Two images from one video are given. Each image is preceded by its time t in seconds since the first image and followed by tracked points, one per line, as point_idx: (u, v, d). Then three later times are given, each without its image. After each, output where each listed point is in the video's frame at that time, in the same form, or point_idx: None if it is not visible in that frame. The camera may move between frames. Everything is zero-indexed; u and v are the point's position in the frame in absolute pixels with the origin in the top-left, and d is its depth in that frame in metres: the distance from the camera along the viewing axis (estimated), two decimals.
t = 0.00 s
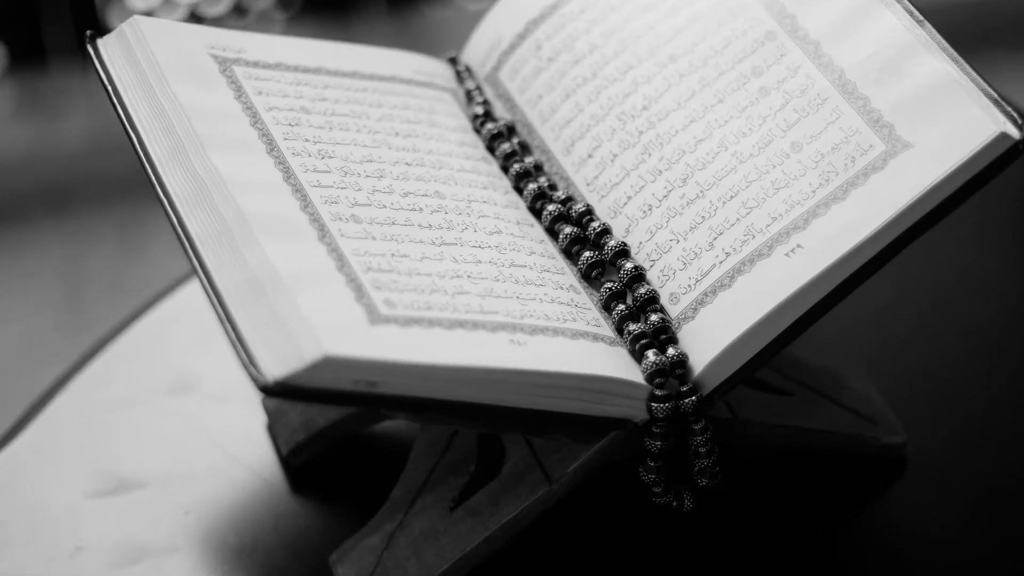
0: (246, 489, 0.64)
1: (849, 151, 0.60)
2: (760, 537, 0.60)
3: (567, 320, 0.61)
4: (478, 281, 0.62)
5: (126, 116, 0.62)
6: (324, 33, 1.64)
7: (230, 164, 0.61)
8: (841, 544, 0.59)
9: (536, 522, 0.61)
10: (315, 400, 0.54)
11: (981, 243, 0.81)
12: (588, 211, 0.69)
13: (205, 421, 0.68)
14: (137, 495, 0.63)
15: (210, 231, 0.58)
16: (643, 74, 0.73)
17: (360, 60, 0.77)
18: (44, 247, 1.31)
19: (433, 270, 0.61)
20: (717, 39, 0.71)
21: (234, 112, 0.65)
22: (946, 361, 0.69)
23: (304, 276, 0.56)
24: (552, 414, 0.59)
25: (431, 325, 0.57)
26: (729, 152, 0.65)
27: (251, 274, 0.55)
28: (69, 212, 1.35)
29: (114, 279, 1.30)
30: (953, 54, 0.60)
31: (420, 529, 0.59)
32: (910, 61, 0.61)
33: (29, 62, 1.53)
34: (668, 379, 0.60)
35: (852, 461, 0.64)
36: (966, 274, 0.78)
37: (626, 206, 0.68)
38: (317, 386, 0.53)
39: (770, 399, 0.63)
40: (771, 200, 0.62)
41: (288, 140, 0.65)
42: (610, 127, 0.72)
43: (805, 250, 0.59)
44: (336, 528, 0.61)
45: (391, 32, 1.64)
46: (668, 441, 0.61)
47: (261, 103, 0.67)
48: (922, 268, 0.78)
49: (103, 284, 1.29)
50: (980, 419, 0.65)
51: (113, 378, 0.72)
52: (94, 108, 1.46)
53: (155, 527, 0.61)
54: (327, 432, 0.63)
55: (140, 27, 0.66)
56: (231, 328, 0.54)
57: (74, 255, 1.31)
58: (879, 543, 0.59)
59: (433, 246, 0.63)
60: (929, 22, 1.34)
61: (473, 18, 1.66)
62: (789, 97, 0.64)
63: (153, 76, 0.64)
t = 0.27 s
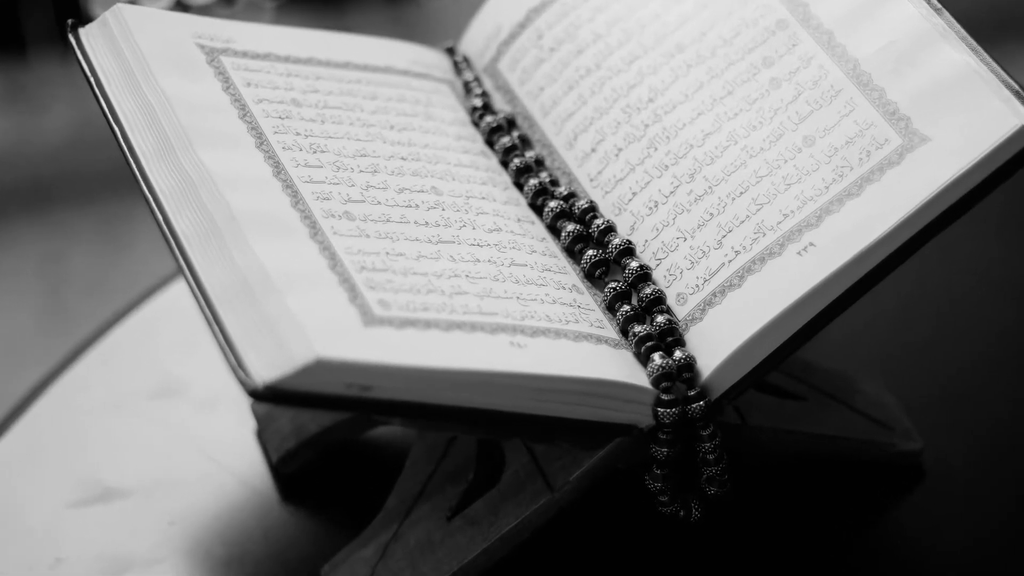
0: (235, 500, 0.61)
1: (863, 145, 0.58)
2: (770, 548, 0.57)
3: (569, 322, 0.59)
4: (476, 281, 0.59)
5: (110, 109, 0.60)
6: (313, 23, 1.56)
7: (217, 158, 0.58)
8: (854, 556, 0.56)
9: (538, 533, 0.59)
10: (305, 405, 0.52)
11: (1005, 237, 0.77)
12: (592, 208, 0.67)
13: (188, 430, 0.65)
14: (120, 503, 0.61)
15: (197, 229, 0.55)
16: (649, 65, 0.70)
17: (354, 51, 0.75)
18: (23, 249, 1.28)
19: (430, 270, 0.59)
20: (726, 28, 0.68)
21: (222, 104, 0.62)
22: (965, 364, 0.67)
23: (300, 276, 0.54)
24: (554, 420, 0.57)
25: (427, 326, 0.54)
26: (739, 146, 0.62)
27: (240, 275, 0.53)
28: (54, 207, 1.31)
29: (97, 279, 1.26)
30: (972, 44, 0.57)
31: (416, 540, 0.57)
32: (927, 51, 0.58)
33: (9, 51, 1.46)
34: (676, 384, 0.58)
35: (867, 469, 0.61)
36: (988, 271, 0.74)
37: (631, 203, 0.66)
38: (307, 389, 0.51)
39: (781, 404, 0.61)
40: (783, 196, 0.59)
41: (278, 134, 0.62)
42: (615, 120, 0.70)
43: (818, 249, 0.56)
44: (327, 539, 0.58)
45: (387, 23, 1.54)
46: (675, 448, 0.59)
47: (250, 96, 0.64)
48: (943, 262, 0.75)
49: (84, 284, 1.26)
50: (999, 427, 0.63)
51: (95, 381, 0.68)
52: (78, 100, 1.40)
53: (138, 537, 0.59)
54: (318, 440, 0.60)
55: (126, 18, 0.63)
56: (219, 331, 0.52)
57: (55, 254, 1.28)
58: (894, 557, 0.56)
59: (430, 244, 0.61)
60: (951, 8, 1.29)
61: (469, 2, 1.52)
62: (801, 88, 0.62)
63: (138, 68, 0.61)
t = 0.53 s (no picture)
0: (221, 509, 0.58)
1: (879, 139, 0.55)
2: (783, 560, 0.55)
3: (572, 324, 0.57)
4: (475, 280, 0.57)
5: (91, 100, 0.57)
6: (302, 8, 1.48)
7: (202, 152, 0.56)
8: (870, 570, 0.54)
9: (540, 547, 0.56)
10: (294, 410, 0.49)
11: None
12: (596, 204, 0.64)
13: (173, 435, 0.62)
14: (102, 513, 0.57)
15: (182, 226, 0.53)
16: (655, 55, 0.68)
17: (348, 41, 0.72)
18: None
19: (426, 269, 0.56)
20: (736, 16, 0.65)
21: (208, 96, 0.59)
22: (986, 367, 0.64)
23: (290, 274, 0.51)
24: (556, 427, 0.54)
25: (424, 328, 0.52)
26: (749, 139, 0.60)
27: (227, 274, 0.50)
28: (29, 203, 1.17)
29: (77, 279, 1.13)
30: (993, 33, 0.55)
31: (411, 552, 0.54)
32: (947, 41, 0.56)
33: None
34: (683, 388, 0.56)
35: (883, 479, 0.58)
36: (1012, 267, 0.71)
37: (636, 199, 0.63)
38: (298, 394, 0.48)
39: (794, 409, 0.58)
40: (795, 192, 0.56)
41: (268, 127, 0.60)
42: (619, 112, 0.67)
43: (832, 247, 0.54)
44: (318, 549, 0.55)
45: (378, 12, 1.46)
46: (683, 456, 0.56)
47: (238, 87, 0.61)
48: (964, 259, 0.72)
49: (63, 284, 1.12)
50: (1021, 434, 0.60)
51: (76, 384, 0.65)
52: (57, 90, 1.25)
53: (120, 549, 0.56)
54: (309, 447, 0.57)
55: (107, 5, 0.60)
56: (205, 333, 0.49)
57: (35, 253, 1.14)
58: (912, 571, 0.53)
59: (426, 242, 0.58)
60: None
61: None
62: (814, 79, 0.59)
63: (121, 57, 0.58)
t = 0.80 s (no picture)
0: (206, 520, 0.54)
1: (897, 132, 0.53)
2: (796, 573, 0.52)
3: (575, 326, 0.54)
4: (473, 280, 0.54)
5: (70, 92, 0.54)
6: None
7: (187, 146, 0.53)
8: None
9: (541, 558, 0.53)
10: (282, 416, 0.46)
11: None
12: (600, 200, 0.62)
13: (156, 440, 0.59)
14: (81, 525, 0.55)
15: (166, 224, 0.50)
16: (662, 43, 0.65)
17: (341, 28, 0.69)
18: None
19: (421, 268, 0.53)
20: (748, 3, 0.63)
21: (194, 87, 0.57)
22: (1008, 371, 0.61)
23: (278, 274, 0.49)
24: (558, 434, 0.52)
25: (419, 330, 0.49)
26: (761, 132, 0.57)
27: (213, 274, 0.48)
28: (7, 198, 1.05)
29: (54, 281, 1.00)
30: (1017, 20, 0.52)
31: (406, 565, 0.51)
32: (970, 30, 0.53)
33: None
34: (691, 393, 0.53)
35: (904, 489, 0.55)
36: None
37: (642, 194, 0.60)
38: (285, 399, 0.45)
39: (807, 416, 0.55)
40: (809, 187, 0.54)
41: (255, 119, 0.57)
42: (625, 104, 0.64)
43: (849, 245, 0.51)
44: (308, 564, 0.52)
45: None
46: (691, 464, 0.54)
47: (224, 77, 0.59)
48: (986, 257, 0.69)
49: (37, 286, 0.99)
50: None
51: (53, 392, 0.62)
52: (35, 80, 1.13)
53: (99, 563, 0.52)
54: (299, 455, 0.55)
55: None
56: (190, 336, 0.46)
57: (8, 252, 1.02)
58: None
59: (422, 240, 0.55)
60: None
61: None
62: (829, 69, 0.57)
63: (101, 47, 0.56)
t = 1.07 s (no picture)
0: (192, 532, 0.51)
1: (917, 124, 0.50)
2: None
3: (578, 327, 0.51)
4: (471, 280, 0.52)
5: (47, 81, 0.51)
6: None
7: (170, 138, 0.50)
8: None
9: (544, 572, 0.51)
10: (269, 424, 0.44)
11: None
12: (604, 196, 0.59)
13: (138, 447, 0.56)
14: (59, 537, 0.51)
15: (148, 221, 0.47)
16: (670, 31, 0.62)
17: (333, 16, 0.67)
18: None
19: (416, 267, 0.51)
20: None
21: (178, 78, 0.54)
22: None
23: (265, 272, 0.46)
24: (561, 442, 0.49)
25: (414, 332, 0.47)
26: (773, 124, 0.54)
27: (197, 271, 0.45)
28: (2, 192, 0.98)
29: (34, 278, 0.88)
30: None
31: None
32: (993, 15, 0.50)
33: None
34: (700, 398, 0.51)
35: (926, 499, 0.52)
36: None
37: (649, 189, 0.58)
38: (272, 405, 0.42)
39: (822, 422, 0.53)
40: (824, 182, 0.51)
41: (242, 111, 0.54)
42: (630, 94, 0.62)
43: (866, 243, 0.49)
44: None
45: None
46: (700, 473, 0.51)
47: (209, 66, 0.56)
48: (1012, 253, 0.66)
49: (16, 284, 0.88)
50: None
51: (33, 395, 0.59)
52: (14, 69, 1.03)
53: None
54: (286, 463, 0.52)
55: None
56: (173, 338, 0.44)
57: None
58: None
59: (417, 237, 0.53)
60: None
61: None
62: (845, 58, 0.54)
63: (81, 35, 0.53)
